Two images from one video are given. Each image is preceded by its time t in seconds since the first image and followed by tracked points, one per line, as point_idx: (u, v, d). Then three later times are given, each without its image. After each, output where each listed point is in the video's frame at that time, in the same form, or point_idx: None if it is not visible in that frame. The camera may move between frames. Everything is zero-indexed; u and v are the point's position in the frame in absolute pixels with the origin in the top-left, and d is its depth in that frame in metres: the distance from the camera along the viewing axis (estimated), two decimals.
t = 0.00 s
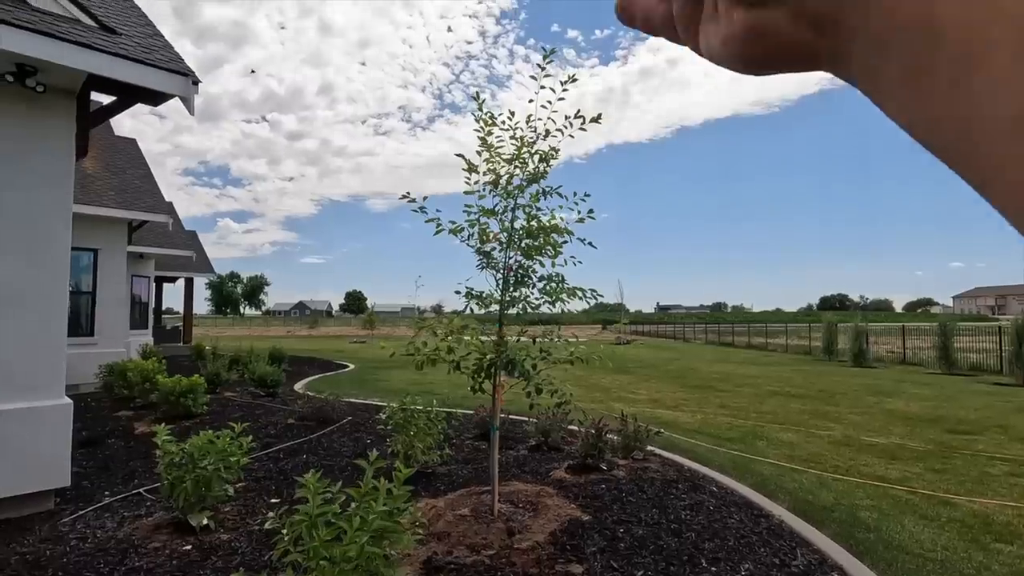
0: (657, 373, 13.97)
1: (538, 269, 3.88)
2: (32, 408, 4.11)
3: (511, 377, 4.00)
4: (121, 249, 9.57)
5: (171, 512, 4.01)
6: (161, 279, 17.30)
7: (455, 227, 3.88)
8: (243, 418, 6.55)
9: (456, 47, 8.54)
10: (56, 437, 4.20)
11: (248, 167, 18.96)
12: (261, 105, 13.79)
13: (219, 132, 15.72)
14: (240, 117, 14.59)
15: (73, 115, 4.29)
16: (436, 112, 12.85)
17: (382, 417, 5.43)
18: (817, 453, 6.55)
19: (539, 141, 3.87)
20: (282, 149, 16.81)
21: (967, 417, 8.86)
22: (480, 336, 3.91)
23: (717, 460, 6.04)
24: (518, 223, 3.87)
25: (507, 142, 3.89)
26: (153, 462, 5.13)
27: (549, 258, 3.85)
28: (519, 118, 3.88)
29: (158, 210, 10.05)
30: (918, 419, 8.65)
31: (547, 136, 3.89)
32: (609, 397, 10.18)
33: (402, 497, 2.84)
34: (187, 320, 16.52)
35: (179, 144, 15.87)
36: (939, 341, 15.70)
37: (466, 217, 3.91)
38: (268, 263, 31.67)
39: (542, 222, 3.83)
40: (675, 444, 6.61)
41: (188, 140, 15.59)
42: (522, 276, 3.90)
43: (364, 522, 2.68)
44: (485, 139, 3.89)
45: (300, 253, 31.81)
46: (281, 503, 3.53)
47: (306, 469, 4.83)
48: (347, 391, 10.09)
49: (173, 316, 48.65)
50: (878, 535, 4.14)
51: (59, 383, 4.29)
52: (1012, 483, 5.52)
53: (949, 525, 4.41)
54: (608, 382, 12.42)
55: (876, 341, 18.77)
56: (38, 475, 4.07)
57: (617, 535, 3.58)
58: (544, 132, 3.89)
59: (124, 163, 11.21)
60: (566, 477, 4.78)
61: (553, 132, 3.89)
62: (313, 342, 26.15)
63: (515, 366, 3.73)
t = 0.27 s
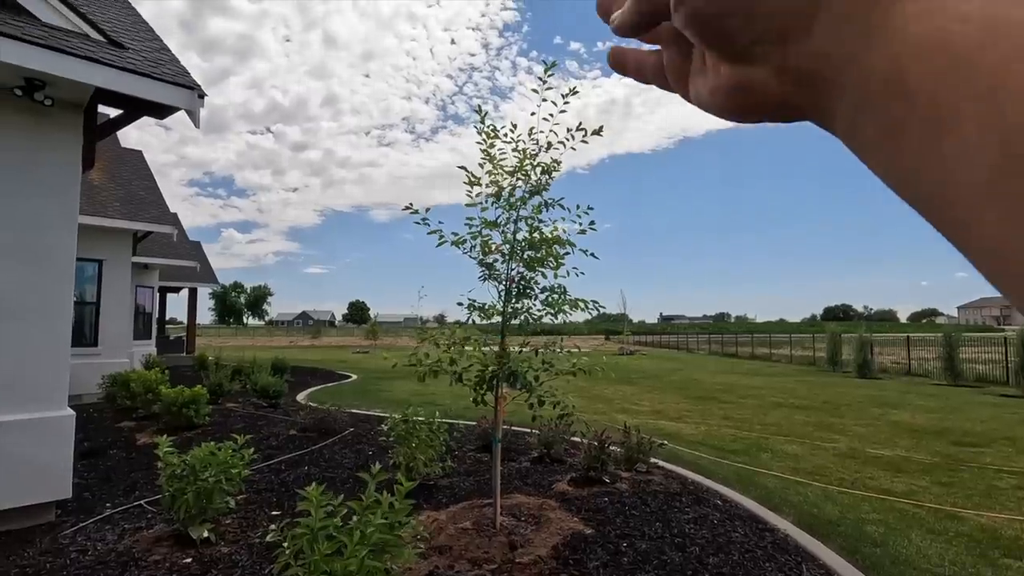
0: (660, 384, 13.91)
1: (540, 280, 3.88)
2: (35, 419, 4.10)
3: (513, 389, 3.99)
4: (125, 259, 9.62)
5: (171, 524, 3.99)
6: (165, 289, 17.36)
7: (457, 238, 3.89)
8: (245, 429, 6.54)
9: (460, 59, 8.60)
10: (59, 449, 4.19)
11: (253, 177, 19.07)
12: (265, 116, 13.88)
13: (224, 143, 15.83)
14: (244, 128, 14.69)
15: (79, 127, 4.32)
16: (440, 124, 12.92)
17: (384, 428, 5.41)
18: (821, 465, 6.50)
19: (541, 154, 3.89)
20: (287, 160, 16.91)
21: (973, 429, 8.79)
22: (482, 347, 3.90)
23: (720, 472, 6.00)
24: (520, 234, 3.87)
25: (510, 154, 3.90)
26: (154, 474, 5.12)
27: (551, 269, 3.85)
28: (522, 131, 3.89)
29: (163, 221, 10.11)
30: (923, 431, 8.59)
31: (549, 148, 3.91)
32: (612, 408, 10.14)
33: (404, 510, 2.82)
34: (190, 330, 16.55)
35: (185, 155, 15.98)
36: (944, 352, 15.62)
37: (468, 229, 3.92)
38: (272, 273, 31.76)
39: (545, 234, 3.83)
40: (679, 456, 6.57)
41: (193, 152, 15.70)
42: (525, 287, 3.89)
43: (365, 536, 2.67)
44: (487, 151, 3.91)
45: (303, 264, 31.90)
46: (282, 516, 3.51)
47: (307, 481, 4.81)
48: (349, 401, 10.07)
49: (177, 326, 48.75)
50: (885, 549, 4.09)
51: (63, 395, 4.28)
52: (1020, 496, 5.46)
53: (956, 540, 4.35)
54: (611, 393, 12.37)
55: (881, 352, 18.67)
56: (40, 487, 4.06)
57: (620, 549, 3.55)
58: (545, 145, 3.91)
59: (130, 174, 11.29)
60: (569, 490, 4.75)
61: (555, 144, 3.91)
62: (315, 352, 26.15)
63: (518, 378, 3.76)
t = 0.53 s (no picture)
0: (663, 390, 13.87)
1: (542, 286, 3.87)
2: (37, 425, 4.09)
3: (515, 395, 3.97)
4: (129, 265, 9.65)
5: (172, 531, 3.97)
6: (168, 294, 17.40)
7: (459, 244, 3.89)
8: (247, 435, 6.53)
9: (463, 65, 8.79)
10: (60, 455, 4.18)
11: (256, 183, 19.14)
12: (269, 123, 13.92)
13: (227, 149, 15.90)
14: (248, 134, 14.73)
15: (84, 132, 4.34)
16: (442, 130, 12.96)
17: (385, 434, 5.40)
18: (825, 472, 6.46)
19: (542, 160, 3.89)
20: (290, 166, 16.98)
21: (978, 435, 8.73)
22: (484, 353, 3.89)
23: (724, 479, 5.96)
24: (522, 240, 3.87)
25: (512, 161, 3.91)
26: (156, 480, 5.11)
27: (553, 275, 3.84)
28: (524, 137, 3.90)
29: (166, 227, 10.13)
30: (928, 437, 8.54)
31: (551, 154, 3.92)
32: (614, 414, 10.11)
33: (405, 517, 2.81)
34: (192, 335, 16.55)
35: (188, 161, 16.05)
36: (948, 358, 15.55)
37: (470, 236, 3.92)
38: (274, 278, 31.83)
39: (547, 239, 3.83)
40: (681, 463, 6.54)
41: (197, 158, 15.76)
42: (526, 293, 3.88)
43: (366, 543, 2.65)
44: (489, 157, 3.92)
45: (306, 269, 31.97)
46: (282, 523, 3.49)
47: (308, 487, 4.79)
48: (351, 407, 10.06)
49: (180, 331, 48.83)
50: (890, 558, 4.06)
51: (64, 401, 4.28)
52: None
53: (962, 548, 4.32)
54: (614, 399, 12.34)
55: (885, 358, 18.59)
56: (41, 493, 4.05)
57: (623, 557, 3.53)
58: (547, 151, 3.91)
59: (134, 180, 11.34)
60: (571, 496, 4.73)
61: (557, 151, 3.92)
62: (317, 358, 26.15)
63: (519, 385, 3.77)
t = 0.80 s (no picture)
0: (666, 390, 13.84)
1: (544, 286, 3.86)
2: (39, 424, 4.11)
3: (517, 395, 3.96)
4: (132, 264, 9.67)
5: (174, 530, 3.98)
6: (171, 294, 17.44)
7: (460, 243, 3.87)
8: (249, 434, 6.54)
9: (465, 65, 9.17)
10: (62, 454, 4.19)
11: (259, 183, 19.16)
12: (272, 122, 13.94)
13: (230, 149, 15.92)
14: (251, 134, 14.75)
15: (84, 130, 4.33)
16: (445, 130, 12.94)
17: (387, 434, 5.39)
18: (829, 472, 6.43)
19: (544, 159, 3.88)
20: (293, 166, 16.99)
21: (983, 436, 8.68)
22: (485, 352, 3.88)
23: (726, 479, 5.94)
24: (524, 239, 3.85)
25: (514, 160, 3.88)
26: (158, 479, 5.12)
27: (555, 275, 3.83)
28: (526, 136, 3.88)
29: (169, 226, 10.16)
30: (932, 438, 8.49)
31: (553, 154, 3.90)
32: (617, 414, 10.09)
33: (405, 517, 2.80)
34: (195, 334, 16.59)
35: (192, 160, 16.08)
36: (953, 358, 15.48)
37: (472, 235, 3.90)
38: (278, 277, 31.87)
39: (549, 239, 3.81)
40: (684, 463, 6.52)
41: (200, 157, 15.80)
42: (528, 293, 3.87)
43: (366, 542, 2.65)
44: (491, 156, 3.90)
45: (309, 269, 32.01)
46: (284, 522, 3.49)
47: (309, 487, 4.79)
48: (353, 407, 10.06)
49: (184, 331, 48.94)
50: (894, 559, 4.04)
51: (67, 400, 4.29)
52: None
53: (966, 550, 4.29)
54: (616, 399, 12.32)
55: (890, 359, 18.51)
56: (43, 492, 4.06)
57: (625, 557, 3.51)
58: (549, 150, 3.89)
59: (137, 179, 11.37)
60: (573, 497, 4.71)
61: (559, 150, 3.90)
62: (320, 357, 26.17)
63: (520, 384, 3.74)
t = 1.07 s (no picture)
0: (669, 385, 13.81)
1: (548, 279, 3.85)
2: (43, 417, 4.11)
3: (521, 388, 3.95)
4: (135, 258, 9.67)
5: (179, 523, 3.99)
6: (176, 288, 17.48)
7: (464, 236, 3.85)
8: (253, 427, 6.56)
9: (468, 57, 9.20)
10: (67, 447, 4.20)
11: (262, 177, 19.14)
12: (275, 116, 13.89)
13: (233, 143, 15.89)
14: (254, 129, 14.71)
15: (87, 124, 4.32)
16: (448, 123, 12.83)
17: (391, 428, 5.39)
18: (833, 467, 6.41)
19: (549, 151, 3.85)
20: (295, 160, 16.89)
21: (988, 431, 8.65)
22: (488, 346, 3.85)
23: (731, 473, 5.93)
24: (528, 232, 3.83)
25: (518, 152, 3.86)
26: (163, 472, 5.13)
27: (559, 268, 3.81)
28: (530, 128, 3.85)
29: (173, 220, 10.16)
30: (937, 433, 8.45)
31: (557, 146, 3.87)
32: (620, 408, 10.10)
33: (410, 510, 2.80)
34: (199, 328, 16.64)
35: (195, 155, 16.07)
36: (958, 353, 15.42)
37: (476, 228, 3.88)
38: (281, 272, 31.92)
39: (553, 232, 3.79)
40: (688, 457, 6.51)
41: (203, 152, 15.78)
42: (532, 286, 3.86)
43: (370, 535, 2.64)
44: (495, 149, 3.87)
45: (312, 263, 32.05)
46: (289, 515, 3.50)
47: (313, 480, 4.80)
48: (357, 401, 10.07)
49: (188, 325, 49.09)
50: (900, 554, 4.03)
51: (72, 394, 4.30)
52: None
53: (972, 545, 4.27)
54: (620, 393, 12.31)
55: (894, 354, 18.45)
56: (48, 485, 4.07)
57: (629, 552, 3.51)
58: (554, 142, 3.87)
59: (140, 174, 11.36)
60: (576, 490, 4.71)
61: (564, 142, 3.87)
62: (324, 351, 26.24)
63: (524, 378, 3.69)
